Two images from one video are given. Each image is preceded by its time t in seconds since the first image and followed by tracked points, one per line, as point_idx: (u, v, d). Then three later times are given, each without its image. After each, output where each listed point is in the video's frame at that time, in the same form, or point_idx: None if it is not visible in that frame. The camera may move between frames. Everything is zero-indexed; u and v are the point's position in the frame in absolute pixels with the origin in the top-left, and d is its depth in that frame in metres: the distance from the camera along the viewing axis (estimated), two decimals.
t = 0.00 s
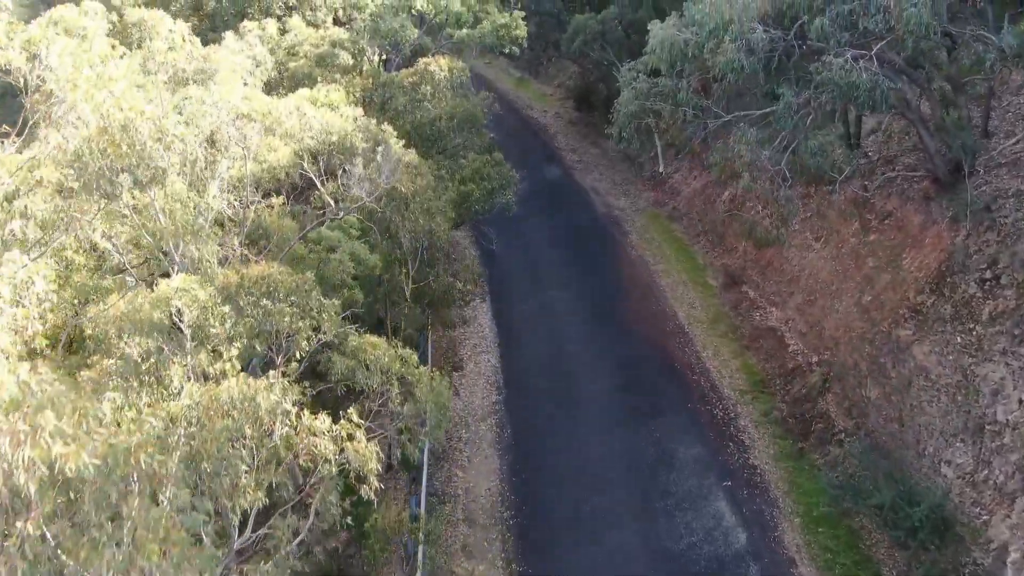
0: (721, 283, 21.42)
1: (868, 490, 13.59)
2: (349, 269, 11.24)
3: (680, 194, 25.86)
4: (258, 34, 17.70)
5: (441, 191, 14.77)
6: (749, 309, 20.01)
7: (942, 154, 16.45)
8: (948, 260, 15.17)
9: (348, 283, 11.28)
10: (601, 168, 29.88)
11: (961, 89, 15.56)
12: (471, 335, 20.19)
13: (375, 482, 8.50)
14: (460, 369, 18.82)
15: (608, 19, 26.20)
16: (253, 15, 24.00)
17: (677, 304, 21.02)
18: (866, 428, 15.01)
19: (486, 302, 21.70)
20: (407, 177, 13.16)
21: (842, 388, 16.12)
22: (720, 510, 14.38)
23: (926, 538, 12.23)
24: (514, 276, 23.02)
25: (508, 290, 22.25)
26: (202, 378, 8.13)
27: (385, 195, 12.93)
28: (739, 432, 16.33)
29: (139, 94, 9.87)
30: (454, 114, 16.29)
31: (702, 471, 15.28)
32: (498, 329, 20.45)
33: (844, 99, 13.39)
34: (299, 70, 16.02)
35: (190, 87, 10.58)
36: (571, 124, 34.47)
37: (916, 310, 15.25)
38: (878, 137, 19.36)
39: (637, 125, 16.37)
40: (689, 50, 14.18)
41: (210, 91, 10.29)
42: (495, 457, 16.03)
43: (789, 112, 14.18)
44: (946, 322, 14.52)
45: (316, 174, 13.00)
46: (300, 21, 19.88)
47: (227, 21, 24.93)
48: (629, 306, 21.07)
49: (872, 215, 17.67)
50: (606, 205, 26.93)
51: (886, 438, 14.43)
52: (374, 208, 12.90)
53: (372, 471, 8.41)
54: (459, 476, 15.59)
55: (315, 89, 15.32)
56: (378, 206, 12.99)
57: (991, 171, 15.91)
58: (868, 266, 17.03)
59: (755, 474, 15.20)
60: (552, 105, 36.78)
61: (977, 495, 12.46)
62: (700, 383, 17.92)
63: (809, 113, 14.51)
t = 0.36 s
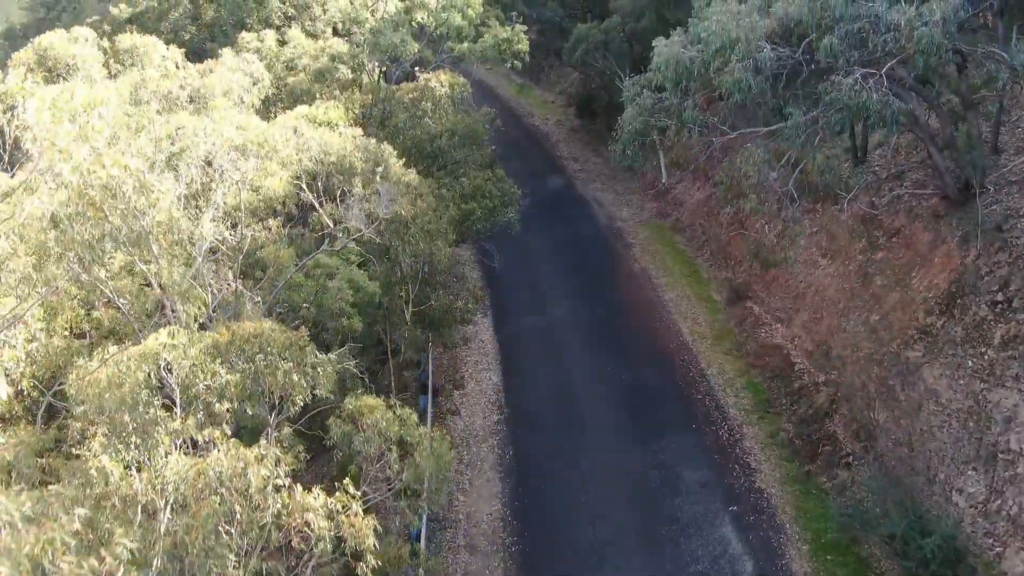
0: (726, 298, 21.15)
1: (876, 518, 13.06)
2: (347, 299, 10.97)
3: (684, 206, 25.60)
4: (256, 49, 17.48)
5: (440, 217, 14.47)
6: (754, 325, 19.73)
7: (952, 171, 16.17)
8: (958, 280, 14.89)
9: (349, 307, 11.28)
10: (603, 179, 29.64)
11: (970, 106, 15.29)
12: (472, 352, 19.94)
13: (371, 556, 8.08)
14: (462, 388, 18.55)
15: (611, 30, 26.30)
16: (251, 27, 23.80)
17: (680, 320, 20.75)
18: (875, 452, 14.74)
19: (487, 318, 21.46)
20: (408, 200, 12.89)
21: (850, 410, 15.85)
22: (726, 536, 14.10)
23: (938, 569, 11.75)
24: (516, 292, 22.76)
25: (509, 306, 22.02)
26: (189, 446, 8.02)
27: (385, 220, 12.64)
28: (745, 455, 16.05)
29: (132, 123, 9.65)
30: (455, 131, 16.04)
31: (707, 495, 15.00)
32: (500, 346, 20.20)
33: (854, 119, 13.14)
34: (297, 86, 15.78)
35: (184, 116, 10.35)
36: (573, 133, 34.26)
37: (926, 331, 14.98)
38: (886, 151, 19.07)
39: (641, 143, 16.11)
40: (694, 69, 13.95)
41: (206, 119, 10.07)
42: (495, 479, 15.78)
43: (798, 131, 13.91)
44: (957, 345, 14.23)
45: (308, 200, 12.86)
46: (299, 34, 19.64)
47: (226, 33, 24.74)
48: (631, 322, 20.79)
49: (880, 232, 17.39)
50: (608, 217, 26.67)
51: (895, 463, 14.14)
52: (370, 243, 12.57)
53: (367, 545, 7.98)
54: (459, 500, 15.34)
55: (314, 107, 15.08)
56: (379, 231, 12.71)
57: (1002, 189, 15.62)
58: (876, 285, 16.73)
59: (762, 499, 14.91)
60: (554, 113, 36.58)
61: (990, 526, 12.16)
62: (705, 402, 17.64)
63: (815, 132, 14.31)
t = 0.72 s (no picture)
0: (729, 312, 20.98)
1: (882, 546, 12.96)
2: (346, 328, 10.82)
3: (686, 217, 25.43)
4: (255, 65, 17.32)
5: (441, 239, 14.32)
6: (757, 341, 19.57)
7: (958, 190, 15.98)
8: (965, 301, 14.72)
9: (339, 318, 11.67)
10: (604, 189, 29.50)
11: (978, 125, 15.11)
12: (473, 367, 19.81)
13: None
14: (462, 405, 18.39)
15: (613, 41, 26.38)
16: (251, 39, 23.65)
17: (682, 335, 20.60)
18: (881, 475, 14.58)
19: (488, 332, 21.31)
20: (408, 224, 12.77)
21: (855, 431, 15.68)
22: (730, 561, 13.93)
23: None
24: (517, 304, 22.59)
25: (509, 318, 21.89)
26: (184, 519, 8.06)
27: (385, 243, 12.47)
28: (748, 475, 15.90)
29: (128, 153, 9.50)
30: (455, 149, 15.91)
31: (711, 518, 14.84)
32: (502, 361, 20.04)
33: (859, 141, 12.99)
34: (296, 104, 15.62)
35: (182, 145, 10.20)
36: (574, 141, 34.11)
37: (932, 353, 14.81)
38: (891, 166, 18.89)
39: (643, 161, 15.94)
40: (698, 89, 13.80)
41: (203, 148, 9.92)
42: (496, 499, 15.67)
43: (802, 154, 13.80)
44: (964, 368, 14.05)
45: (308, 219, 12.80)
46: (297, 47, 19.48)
47: (225, 44, 24.60)
48: (632, 330, 20.88)
49: (885, 249, 17.22)
50: (609, 227, 26.51)
51: (901, 488, 13.97)
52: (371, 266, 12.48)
53: None
54: (460, 522, 15.19)
55: (312, 126, 14.93)
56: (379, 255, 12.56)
57: (1008, 208, 15.44)
58: (881, 303, 16.56)
59: (766, 523, 14.74)
60: (555, 121, 36.45)
61: (998, 555, 12.00)
62: (708, 421, 17.47)
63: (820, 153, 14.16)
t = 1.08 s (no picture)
0: (730, 328, 20.88)
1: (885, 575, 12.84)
2: (345, 361, 10.70)
3: (687, 230, 25.32)
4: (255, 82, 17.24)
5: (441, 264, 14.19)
6: (759, 359, 19.48)
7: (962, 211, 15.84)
8: (968, 324, 14.63)
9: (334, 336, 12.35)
10: (605, 199, 29.42)
11: (982, 146, 15.03)
12: (475, 382, 19.80)
13: None
14: (462, 424, 18.31)
15: (614, 52, 26.05)
16: (251, 50, 23.56)
17: (683, 351, 20.54)
18: (884, 498, 14.49)
19: (489, 347, 21.23)
20: (410, 250, 12.72)
21: (858, 452, 15.60)
22: None
23: None
24: (517, 318, 22.51)
25: (510, 331, 21.87)
26: None
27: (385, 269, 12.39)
28: (750, 497, 15.81)
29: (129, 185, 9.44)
30: (455, 169, 15.86)
31: (713, 541, 14.73)
32: (502, 378, 19.97)
33: (863, 167, 12.91)
34: (296, 124, 15.55)
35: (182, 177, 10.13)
36: (575, 149, 34.04)
37: (935, 376, 14.73)
38: (894, 184, 18.81)
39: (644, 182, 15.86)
40: (700, 112, 13.73)
41: (202, 181, 9.84)
42: (497, 520, 15.61)
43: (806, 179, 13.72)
44: (968, 393, 13.97)
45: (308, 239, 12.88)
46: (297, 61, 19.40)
47: (225, 55, 24.51)
48: (630, 338, 21.18)
49: (888, 269, 17.12)
50: (610, 238, 26.52)
51: (905, 513, 13.88)
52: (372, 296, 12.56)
53: None
54: (460, 547, 15.08)
55: (311, 146, 14.86)
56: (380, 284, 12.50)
57: (1013, 229, 15.35)
58: (884, 323, 16.49)
59: (768, 547, 14.62)
60: (556, 129, 36.40)
61: None
62: (710, 441, 17.38)
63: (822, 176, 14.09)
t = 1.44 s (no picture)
0: (732, 350, 20.87)
1: None
2: (347, 403, 10.62)
3: (688, 248, 25.29)
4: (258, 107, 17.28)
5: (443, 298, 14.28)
6: (760, 382, 19.49)
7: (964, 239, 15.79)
8: (970, 356, 14.63)
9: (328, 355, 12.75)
10: (606, 214, 29.43)
11: (984, 175, 15.03)
12: (476, 408, 19.75)
13: None
14: (464, 450, 18.34)
15: (614, 71, 26.41)
16: (253, 69, 23.54)
17: (684, 373, 20.54)
18: (885, 529, 14.48)
19: (490, 369, 21.26)
20: (410, 286, 12.79)
21: (860, 481, 15.60)
22: None
23: None
24: (519, 336, 22.60)
25: (512, 352, 21.89)
26: None
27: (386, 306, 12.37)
28: (751, 527, 15.77)
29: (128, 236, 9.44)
30: (456, 198, 15.96)
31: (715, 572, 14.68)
32: (504, 400, 20.01)
33: (864, 203, 12.89)
34: (297, 153, 15.56)
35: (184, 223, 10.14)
36: (576, 162, 34.10)
37: (937, 407, 14.73)
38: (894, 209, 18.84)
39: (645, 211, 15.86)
40: (701, 146, 13.76)
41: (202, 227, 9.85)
42: (496, 551, 15.59)
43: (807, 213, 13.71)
44: (969, 426, 13.97)
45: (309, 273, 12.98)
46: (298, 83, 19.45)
47: (226, 73, 24.49)
48: (629, 347, 21.68)
49: (890, 296, 17.11)
50: (612, 255, 26.54)
51: (906, 545, 13.85)
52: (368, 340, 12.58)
53: None
54: None
55: (312, 177, 14.90)
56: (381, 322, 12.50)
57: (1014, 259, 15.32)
58: (885, 351, 16.50)
59: None
60: (557, 140, 36.51)
61: None
62: (711, 467, 17.36)
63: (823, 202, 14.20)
